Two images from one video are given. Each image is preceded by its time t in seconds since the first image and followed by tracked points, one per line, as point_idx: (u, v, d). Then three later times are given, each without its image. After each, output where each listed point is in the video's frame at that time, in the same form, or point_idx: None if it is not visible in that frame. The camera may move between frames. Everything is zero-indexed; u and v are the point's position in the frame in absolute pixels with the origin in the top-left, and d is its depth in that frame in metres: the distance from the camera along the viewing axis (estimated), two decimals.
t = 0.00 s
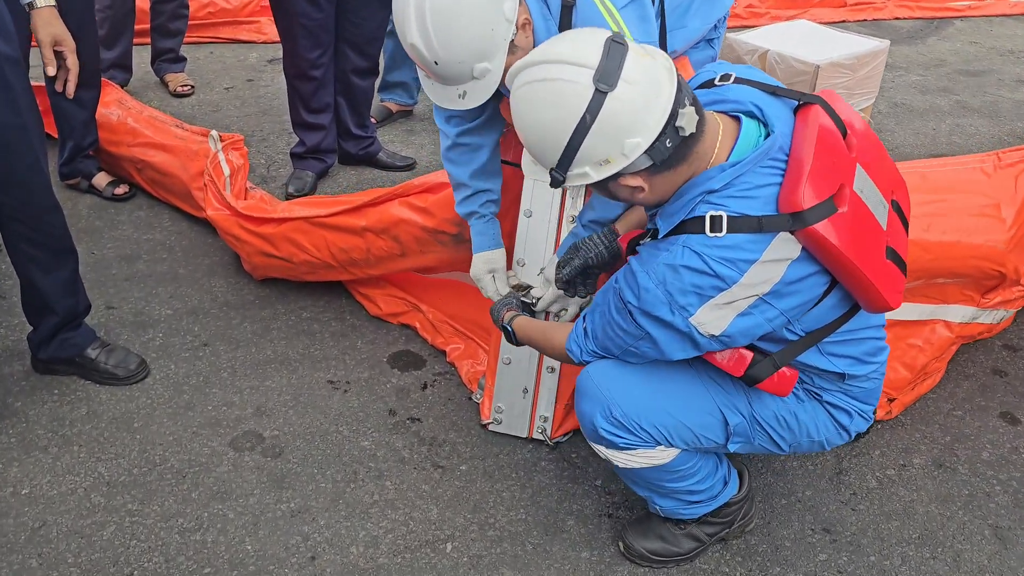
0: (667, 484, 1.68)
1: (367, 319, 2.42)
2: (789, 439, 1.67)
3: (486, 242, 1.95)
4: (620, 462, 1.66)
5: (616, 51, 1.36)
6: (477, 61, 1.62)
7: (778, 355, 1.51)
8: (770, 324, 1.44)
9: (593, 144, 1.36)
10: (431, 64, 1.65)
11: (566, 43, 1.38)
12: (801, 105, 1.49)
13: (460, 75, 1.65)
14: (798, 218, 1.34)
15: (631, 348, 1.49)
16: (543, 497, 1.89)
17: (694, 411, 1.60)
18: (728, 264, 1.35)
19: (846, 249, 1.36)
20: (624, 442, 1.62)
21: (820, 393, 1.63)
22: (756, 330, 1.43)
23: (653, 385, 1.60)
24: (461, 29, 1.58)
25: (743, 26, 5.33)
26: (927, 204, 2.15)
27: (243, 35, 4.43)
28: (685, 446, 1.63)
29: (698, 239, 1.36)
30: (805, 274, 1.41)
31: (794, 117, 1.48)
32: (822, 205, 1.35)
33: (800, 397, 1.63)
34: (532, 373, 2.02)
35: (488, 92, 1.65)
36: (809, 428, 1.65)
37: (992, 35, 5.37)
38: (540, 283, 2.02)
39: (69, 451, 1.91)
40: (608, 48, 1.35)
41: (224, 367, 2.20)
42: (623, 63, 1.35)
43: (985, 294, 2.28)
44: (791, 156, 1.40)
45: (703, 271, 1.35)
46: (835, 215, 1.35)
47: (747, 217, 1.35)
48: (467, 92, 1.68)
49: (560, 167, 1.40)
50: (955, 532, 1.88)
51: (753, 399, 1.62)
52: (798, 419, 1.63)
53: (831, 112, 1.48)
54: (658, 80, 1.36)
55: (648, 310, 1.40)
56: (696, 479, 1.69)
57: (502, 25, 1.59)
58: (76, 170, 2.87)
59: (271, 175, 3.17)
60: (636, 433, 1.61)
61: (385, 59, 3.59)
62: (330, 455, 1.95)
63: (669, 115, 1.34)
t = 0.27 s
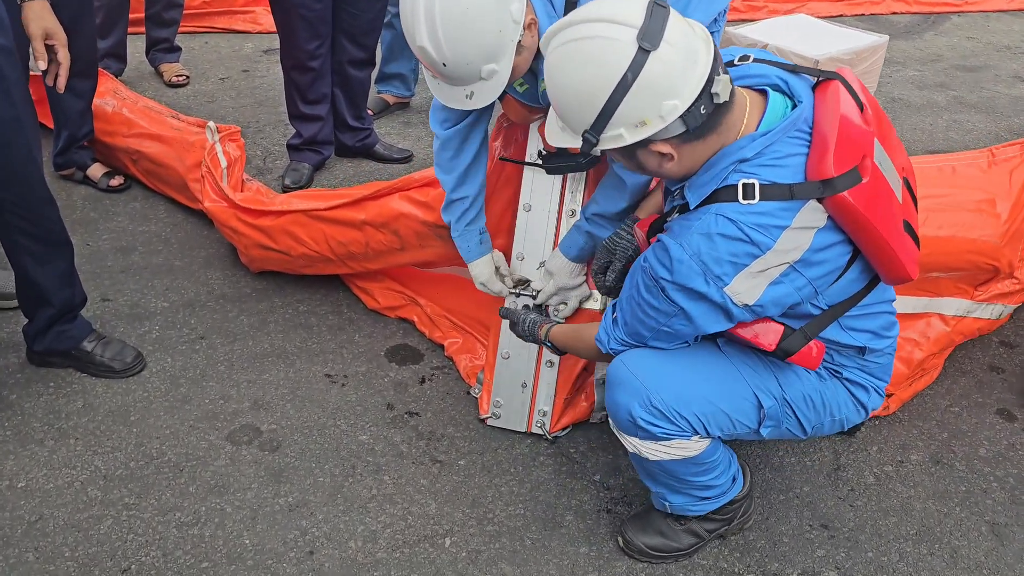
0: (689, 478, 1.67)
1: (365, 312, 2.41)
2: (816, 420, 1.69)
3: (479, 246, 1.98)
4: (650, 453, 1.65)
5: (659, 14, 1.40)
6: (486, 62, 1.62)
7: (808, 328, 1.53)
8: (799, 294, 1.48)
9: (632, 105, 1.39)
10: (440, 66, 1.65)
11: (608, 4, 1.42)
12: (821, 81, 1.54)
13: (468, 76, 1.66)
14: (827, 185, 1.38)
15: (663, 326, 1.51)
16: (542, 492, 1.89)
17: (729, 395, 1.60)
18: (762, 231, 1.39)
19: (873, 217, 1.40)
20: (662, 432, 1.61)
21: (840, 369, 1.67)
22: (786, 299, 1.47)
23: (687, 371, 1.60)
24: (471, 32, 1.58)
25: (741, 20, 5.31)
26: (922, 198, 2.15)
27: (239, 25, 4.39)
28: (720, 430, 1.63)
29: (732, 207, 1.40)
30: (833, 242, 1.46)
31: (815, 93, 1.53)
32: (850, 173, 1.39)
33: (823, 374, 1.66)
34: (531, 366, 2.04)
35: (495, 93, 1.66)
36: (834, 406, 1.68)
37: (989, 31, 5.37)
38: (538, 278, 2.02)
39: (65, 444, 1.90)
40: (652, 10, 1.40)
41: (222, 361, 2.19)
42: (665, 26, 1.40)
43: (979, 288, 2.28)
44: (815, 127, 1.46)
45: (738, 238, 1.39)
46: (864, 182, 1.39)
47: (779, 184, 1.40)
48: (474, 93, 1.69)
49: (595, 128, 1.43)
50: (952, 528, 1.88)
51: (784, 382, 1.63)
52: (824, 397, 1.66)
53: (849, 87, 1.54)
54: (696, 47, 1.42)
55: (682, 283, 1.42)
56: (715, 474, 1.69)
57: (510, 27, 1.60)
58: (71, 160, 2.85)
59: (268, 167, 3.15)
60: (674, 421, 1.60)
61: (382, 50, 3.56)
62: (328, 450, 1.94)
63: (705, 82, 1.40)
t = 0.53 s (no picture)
0: (688, 472, 1.68)
1: (359, 309, 2.42)
2: (817, 416, 1.69)
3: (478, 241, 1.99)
4: (652, 444, 1.65)
5: None
6: (478, 48, 1.62)
7: (809, 320, 1.55)
8: (801, 284, 1.49)
9: (635, 83, 1.42)
10: (432, 52, 1.65)
11: None
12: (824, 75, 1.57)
13: (461, 62, 1.65)
14: (830, 175, 1.40)
15: (666, 315, 1.53)
16: (536, 490, 1.89)
17: (732, 386, 1.61)
18: (767, 219, 1.41)
19: (874, 209, 1.42)
20: (665, 421, 1.61)
21: (840, 365, 1.68)
22: (789, 289, 1.49)
23: (690, 360, 1.61)
24: (465, 17, 1.59)
25: (736, 18, 5.31)
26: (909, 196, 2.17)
27: (233, 20, 4.37)
28: (723, 422, 1.64)
29: (737, 194, 1.42)
30: (835, 234, 1.47)
31: (818, 87, 1.55)
32: (852, 164, 1.40)
33: (824, 370, 1.67)
34: (526, 364, 2.04)
35: (487, 80, 1.65)
36: (834, 402, 1.69)
37: (983, 30, 5.38)
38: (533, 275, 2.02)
39: (59, 441, 1.90)
40: None
41: (216, 357, 2.19)
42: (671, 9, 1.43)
43: (967, 285, 2.28)
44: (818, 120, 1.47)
45: (744, 226, 1.40)
46: (866, 173, 1.41)
47: (783, 174, 1.42)
48: (466, 81, 1.68)
49: (597, 106, 1.46)
50: (942, 526, 1.90)
51: (786, 375, 1.64)
52: (824, 393, 1.66)
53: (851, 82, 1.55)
54: (701, 32, 1.44)
55: (686, 270, 1.44)
56: (713, 470, 1.70)
57: (503, 15, 1.60)
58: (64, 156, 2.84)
59: (262, 163, 3.14)
60: (678, 411, 1.60)
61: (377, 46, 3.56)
62: (322, 447, 1.95)
63: (707, 67, 1.42)
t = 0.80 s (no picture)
0: (678, 463, 1.68)
1: (353, 307, 2.42)
2: (806, 413, 1.70)
3: (470, 235, 2.02)
4: (640, 433, 1.66)
5: None
6: (465, 50, 1.63)
7: (799, 317, 1.56)
8: (791, 282, 1.50)
9: (618, 70, 1.45)
10: (419, 53, 1.66)
11: None
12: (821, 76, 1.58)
13: (447, 64, 1.66)
14: (822, 173, 1.41)
15: (656, 308, 1.54)
16: (528, 486, 1.90)
17: (722, 379, 1.62)
18: (758, 216, 1.42)
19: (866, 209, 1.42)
20: (653, 409, 1.62)
21: (830, 363, 1.69)
22: (779, 286, 1.49)
23: (680, 351, 1.62)
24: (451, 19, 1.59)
25: (731, 16, 5.32)
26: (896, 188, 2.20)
27: (227, 18, 4.37)
28: (711, 414, 1.65)
29: (729, 190, 1.43)
30: (827, 232, 1.48)
31: (815, 86, 1.56)
32: (846, 163, 1.41)
33: (814, 366, 1.68)
34: (519, 363, 2.04)
35: (474, 81, 1.66)
36: (823, 400, 1.69)
37: (977, 28, 5.40)
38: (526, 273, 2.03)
39: (53, 439, 1.90)
40: None
41: (210, 355, 2.19)
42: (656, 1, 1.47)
43: (953, 275, 2.30)
44: (813, 119, 1.48)
45: (734, 221, 1.41)
46: (859, 173, 1.42)
47: (775, 170, 1.43)
48: (453, 82, 1.69)
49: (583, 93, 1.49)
50: (933, 522, 1.91)
51: (776, 370, 1.65)
52: (814, 390, 1.67)
53: (849, 84, 1.56)
54: (686, 23, 1.48)
55: (677, 264, 1.45)
56: (703, 463, 1.70)
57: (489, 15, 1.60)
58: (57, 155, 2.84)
59: (257, 161, 3.15)
60: (665, 399, 1.62)
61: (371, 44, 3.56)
62: (316, 444, 1.95)
63: (691, 56, 1.45)
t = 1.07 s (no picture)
0: (665, 457, 1.69)
1: (346, 306, 2.43)
2: (792, 410, 1.70)
3: (459, 235, 2.02)
4: (627, 425, 1.67)
5: None
6: (447, 61, 1.65)
7: (784, 313, 1.56)
8: (776, 277, 1.50)
9: (608, 57, 1.46)
10: (403, 66, 1.69)
11: None
12: (816, 74, 1.58)
13: (431, 76, 1.69)
14: (808, 170, 1.41)
15: (642, 300, 1.56)
16: (519, 484, 1.91)
17: (708, 373, 1.63)
18: (744, 210, 1.42)
19: (852, 207, 1.42)
20: (640, 401, 1.63)
21: (817, 360, 1.70)
22: (763, 281, 1.49)
23: (667, 345, 1.63)
24: (431, 32, 1.61)
25: (725, 14, 5.32)
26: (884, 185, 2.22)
27: (222, 18, 4.37)
28: (697, 407, 1.66)
29: (715, 183, 1.44)
30: (813, 229, 1.49)
31: (808, 86, 1.56)
32: (833, 161, 1.41)
33: (800, 363, 1.69)
34: (510, 361, 2.05)
35: (458, 91, 1.68)
36: (809, 398, 1.70)
37: (971, 26, 5.41)
38: (517, 272, 2.03)
39: (46, 438, 1.91)
40: None
41: (203, 354, 2.20)
42: None
43: (941, 270, 2.32)
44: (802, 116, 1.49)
45: (719, 214, 1.42)
46: (846, 172, 1.42)
47: (761, 165, 1.43)
48: (439, 93, 1.71)
49: (574, 83, 1.50)
50: (921, 518, 1.92)
51: (763, 366, 1.66)
52: (800, 387, 1.68)
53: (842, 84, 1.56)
54: (676, 13, 1.49)
55: (662, 255, 1.46)
56: (690, 457, 1.71)
57: (470, 26, 1.61)
58: (50, 156, 2.84)
59: (250, 161, 3.15)
60: (652, 391, 1.62)
61: (365, 44, 3.57)
62: (308, 443, 1.96)
63: (681, 45, 1.45)
